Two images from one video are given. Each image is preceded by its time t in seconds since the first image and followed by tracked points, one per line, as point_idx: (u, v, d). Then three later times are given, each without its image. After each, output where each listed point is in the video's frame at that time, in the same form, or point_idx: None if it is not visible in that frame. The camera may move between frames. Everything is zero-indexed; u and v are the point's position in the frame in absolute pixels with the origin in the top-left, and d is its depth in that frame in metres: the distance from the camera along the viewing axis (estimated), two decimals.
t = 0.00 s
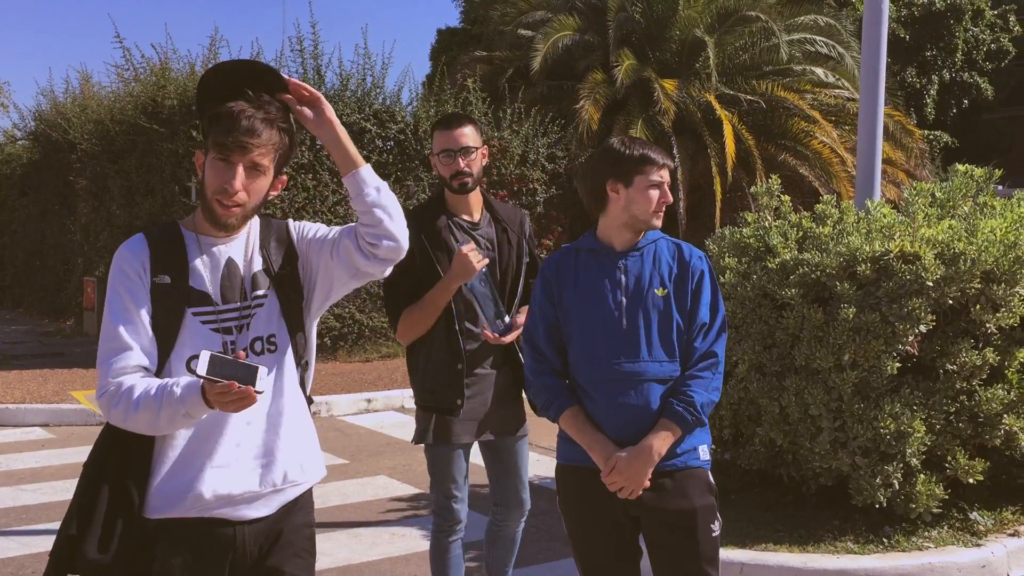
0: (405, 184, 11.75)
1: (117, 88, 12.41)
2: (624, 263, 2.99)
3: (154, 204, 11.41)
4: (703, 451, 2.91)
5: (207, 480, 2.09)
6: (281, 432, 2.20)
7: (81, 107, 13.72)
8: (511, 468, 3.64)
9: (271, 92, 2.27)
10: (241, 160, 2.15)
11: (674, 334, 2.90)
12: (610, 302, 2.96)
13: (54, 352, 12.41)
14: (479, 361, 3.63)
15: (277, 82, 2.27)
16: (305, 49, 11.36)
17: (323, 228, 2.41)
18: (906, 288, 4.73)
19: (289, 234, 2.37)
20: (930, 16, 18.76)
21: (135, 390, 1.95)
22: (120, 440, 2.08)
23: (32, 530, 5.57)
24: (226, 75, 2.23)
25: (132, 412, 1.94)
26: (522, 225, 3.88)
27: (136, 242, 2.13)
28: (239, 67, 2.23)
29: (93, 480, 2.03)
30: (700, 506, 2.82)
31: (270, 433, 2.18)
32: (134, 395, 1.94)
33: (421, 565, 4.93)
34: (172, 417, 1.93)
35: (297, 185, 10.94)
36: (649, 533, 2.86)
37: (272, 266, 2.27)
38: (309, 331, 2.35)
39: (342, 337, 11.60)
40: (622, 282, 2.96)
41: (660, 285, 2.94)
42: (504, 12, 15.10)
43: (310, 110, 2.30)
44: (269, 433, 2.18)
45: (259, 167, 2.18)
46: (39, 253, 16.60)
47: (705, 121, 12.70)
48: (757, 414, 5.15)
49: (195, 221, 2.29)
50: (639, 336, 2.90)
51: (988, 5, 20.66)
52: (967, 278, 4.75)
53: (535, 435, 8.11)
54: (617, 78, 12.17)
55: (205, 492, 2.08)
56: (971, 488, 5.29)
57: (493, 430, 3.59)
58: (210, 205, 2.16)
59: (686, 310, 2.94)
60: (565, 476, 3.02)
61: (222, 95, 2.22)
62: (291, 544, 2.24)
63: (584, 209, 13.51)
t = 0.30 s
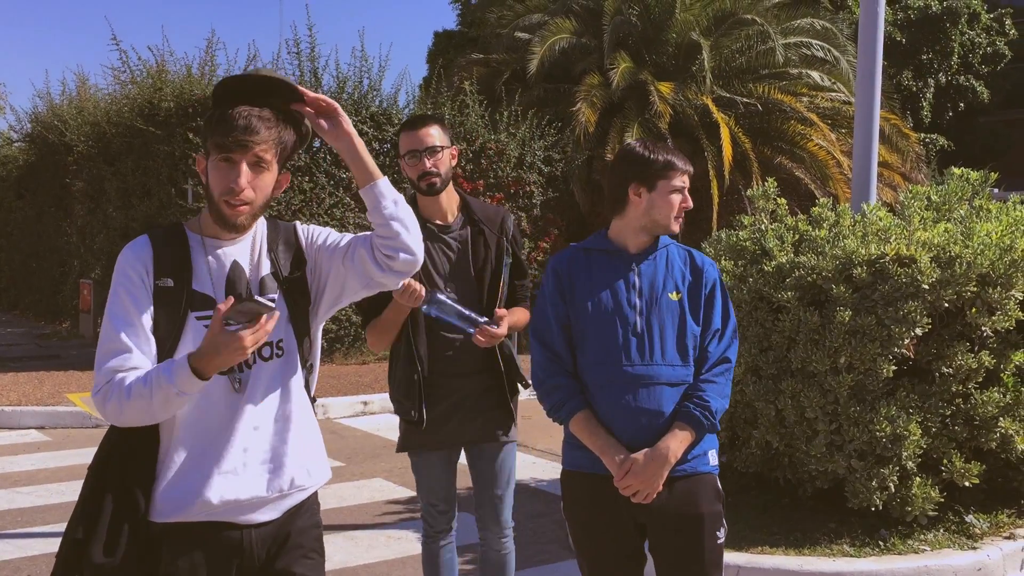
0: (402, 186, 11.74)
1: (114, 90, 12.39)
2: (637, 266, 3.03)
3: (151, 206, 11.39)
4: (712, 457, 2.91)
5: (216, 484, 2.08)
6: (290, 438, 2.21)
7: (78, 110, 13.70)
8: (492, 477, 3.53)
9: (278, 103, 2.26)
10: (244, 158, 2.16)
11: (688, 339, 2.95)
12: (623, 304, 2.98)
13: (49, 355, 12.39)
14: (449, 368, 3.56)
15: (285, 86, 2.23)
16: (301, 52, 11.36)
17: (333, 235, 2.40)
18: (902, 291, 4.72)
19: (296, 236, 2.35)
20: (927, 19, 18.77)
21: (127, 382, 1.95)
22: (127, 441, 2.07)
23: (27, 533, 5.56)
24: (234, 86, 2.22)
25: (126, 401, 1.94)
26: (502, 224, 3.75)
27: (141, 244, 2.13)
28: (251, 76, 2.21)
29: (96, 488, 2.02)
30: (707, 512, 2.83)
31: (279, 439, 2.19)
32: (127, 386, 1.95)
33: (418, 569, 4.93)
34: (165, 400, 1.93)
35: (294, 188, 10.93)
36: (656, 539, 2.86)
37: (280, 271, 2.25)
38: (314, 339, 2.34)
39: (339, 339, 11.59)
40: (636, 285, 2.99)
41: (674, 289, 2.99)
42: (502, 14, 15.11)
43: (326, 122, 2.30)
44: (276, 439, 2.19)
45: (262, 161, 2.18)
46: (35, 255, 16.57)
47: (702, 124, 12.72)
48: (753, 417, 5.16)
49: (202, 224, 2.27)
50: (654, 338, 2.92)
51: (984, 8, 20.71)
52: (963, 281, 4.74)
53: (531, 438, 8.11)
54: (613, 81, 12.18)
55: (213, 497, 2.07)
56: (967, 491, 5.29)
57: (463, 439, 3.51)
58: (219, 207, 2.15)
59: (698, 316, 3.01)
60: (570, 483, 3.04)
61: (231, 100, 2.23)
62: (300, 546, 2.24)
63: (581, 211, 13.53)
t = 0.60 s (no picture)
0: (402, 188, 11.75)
1: (115, 91, 12.39)
2: (654, 267, 3.03)
3: (152, 208, 11.40)
4: (723, 462, 2.90)
5: (246, 490, 2.08)
6: (320, 445, 2.20)
7: (79, 110, 13.71)
8: (467, 485, 3.43)
9: (300, 111, 2.23)
10: (275, 138, 2.19)
11: (701, 343, 2.94)
12: (636, 306, 2.98)
13: (49, 356, 12.39)
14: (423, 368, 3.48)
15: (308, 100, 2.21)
16: (302, 54, 11.38)
17: (364, 236, 2.41)
18: (902, 295, 4.72)
19: (326, 236, 2.35)
20: (928, 23, 18.78)
21: (156, 386, 1.96)
22: (157, 443, 2.07)
23: (27, 533, 5.56)
24: (255, 102, 2.18)
25: (158, 405, 1.96)
26: (491, 225, 3.60)
27: (170, 240, 2.14)
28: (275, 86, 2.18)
29: (120, 492, 2.00)
30: (715, 520, 2.82)
31: (309, 445, 2.19)
32: (156, 390, 1.96)
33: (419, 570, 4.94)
34: (209, 407, 1.98)
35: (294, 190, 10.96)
36: (664, 545, 2.87)
37: (312, 273, 2.25)
38: (341, 340, 2.34)
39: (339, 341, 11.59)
40: (652, 286, 2.99)
41: (690, 292, 2.98)
42: (503, 17, 15.14)
43: (349, 127, 2.29)
44: (305, 443, 2.18)
45: (292, 144, 2.22)
46: (36, 256, 16.58)
47: (703, 127, 12.74)
48: (753, 420, 5.15)
49: (229, 220, 2.27)
50: (666, 341, 2.92)
51: (984, 12, 20.75)
52: (963, 284, 4.73)
53: (532, 441, 8.11)
54: (614, 84, 12.18)
55: (244, 503, 2.08)
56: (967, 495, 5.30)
57: (442, 445, 3.43)
58: (254, 192, 2.17)
59: (714, 321, 2.99)
60: (579, 487, 3.04)
61: (250, 94, 2.18)
62: (330, 555, 2.23)
63: (581, 214, 13.54)
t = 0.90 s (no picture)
0: (404, 188, 11.76)
1: (118, 89, 12.40)
2: (660, 266, 3.03)
3: (154, 206, 11.41)
4: (728, 467, 2.88)
5: (282, 497, 2.06)
6: (357, 451, 2.18)
7: (81, 108, 13.73)
8: (457, 506, 3.24)
9: (341, 107, 2.23)
10: (314, 131, 2.19)
11: (705, 343, 2.91)
12: (639, 307, 3.01)
13: (51, 353, 12.40)
14: (408, 374, 3.27)
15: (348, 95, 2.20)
16: (305, 53, 11.39)
17: (406, 236, 2.40)
18: (903, 297, 4.73)
19: (366, 237, 2.34)
20: (931, 26, 18.75)
21: (200, 391, 1.96)
22: (195, 443, 2.09)
23: (28, 531, 5.56)
24: (293, 96, 2.18)
25: (201, 410, 1.96)
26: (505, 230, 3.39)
27: (211, 238, 2.12)
28: (315, 80, 2.18)
29: (160, 493, 2.04)
30: (716, 526, 2.82)
31: (346, 451, 2.16)
32: (200, 394, 1.96)
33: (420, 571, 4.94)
34: (250, 415, 1.98)
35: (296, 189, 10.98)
36: (664, 551, 2.88)
37: (354, 275, 2.23)
38: (381, 344, 2.34)
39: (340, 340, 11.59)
40: (658, 286, 3.00)
41: (696, 291, 2.96)
42: (505, 18, 15.16)
43: (392, 125, 2.27)
44: (342, 449, 2.16)
45: (330, 138, 2.20)
46: (38, 254, 16.60)
47: (705, 128, 12.74)
48: (755, 422, 5.14)
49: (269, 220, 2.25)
50: (667, 341, 2.93)
51: (987, 15, 20.75)
52: (965, 287, 4.73)
53: (533, 441, 8.11)
54: (617, 84, 12.18)
55: (280, 510, 2.06)
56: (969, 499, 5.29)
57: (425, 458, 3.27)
58: (295, 187, 2.16)
59: (720, 319, 2.94)
60: (583, 488, 3.06)
61: (289, 86, 2.19)
62: (363, 563, 2.24)
63: (582, 214, 13.54)
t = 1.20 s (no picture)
0: (407, 185, 11.76)
1: (121, 85, 12.40)
2: (664, 264, 3.03)
3: (157, 202, 11.42)
4: (730, 466, 2.87)
5: (311, 501, 2.06)
6: (388, 456, 2.16)
7: (85, 104, 13.74)
8: (455, 514, 3.18)
9: (380, 99, 2.21)
10: (355, 123, 2.18)
11: (704, 341, 2.90)
12: (642, 305, 3.01)
13: (53, 349, 12.42)
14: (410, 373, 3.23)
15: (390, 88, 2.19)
16: (308, 50, 11.38)
17: (444, 234, 2.37)
18: (907, 296, 4.72)
19: (405, 235, 2.33)
20: (935, 25, 18.71)
21: (233, 389, 1.97)
22: (227, 442, 2.08)
23: (31, 525, 5.57)
24: (335, 89, 2.17)
25: (234, 409, 1.97)
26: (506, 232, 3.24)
27: (250, 234, 2.12)
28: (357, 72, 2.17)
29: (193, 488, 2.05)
30: (717, 524, 2.81)
31: (377, 456, 2.15)
32: (233, 392, 1.97)
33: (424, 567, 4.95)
34: (281, 415, 1.98)
35: (299, 186, 11.01)
36: (666, 550, 2.88)
37: (390, 274, 2.23)
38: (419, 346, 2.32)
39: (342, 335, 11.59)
40: (662, 284, 2.99)
41: (699, 289, 2.94)
42: (510, 15, 15.15)
43: (428, 118, 2.28)
44: (374, 453, 2.15)
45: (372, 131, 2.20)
46: (40, 249, 16.62)
47: (708, 127, 12.72)
48: (758, 421, 5.14)
49: (310, 216, 2.24)
50: (668, 337, 2.93)
51: (992, 15, 20.72)
52: (969, 287, 4.74)
53: (535, 439, 8.12)
54: (620, 83, 12.16)
55: (309, 514, 2.05)
56: (970, 498, 5.28)
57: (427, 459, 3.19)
58: (339, 178, 2.15)
59: (722, 316, 2.92)
60: (585, 485, 3.08)
61: (331, 80, 2.17)
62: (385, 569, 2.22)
63: (585, 213, 13.55)
